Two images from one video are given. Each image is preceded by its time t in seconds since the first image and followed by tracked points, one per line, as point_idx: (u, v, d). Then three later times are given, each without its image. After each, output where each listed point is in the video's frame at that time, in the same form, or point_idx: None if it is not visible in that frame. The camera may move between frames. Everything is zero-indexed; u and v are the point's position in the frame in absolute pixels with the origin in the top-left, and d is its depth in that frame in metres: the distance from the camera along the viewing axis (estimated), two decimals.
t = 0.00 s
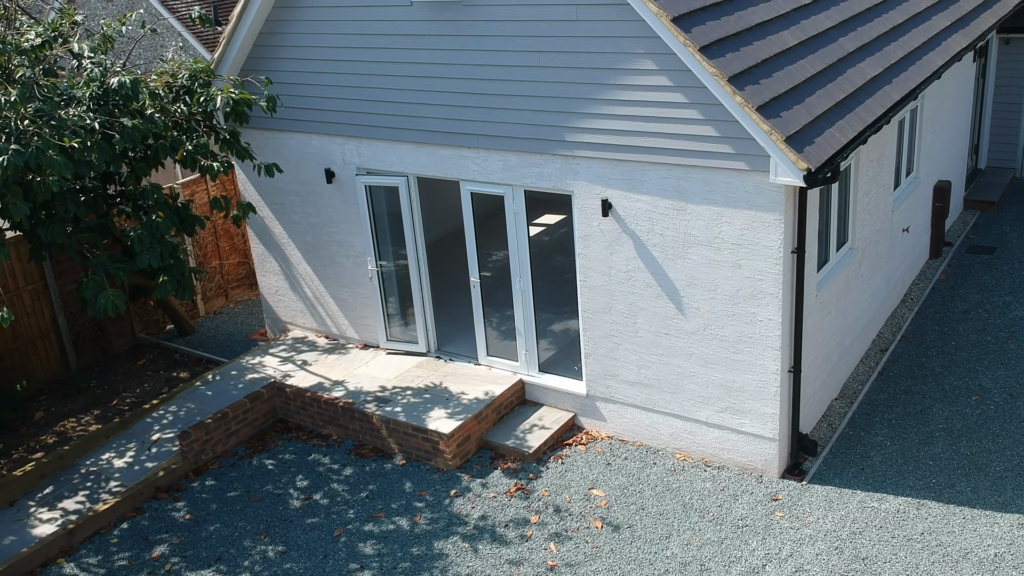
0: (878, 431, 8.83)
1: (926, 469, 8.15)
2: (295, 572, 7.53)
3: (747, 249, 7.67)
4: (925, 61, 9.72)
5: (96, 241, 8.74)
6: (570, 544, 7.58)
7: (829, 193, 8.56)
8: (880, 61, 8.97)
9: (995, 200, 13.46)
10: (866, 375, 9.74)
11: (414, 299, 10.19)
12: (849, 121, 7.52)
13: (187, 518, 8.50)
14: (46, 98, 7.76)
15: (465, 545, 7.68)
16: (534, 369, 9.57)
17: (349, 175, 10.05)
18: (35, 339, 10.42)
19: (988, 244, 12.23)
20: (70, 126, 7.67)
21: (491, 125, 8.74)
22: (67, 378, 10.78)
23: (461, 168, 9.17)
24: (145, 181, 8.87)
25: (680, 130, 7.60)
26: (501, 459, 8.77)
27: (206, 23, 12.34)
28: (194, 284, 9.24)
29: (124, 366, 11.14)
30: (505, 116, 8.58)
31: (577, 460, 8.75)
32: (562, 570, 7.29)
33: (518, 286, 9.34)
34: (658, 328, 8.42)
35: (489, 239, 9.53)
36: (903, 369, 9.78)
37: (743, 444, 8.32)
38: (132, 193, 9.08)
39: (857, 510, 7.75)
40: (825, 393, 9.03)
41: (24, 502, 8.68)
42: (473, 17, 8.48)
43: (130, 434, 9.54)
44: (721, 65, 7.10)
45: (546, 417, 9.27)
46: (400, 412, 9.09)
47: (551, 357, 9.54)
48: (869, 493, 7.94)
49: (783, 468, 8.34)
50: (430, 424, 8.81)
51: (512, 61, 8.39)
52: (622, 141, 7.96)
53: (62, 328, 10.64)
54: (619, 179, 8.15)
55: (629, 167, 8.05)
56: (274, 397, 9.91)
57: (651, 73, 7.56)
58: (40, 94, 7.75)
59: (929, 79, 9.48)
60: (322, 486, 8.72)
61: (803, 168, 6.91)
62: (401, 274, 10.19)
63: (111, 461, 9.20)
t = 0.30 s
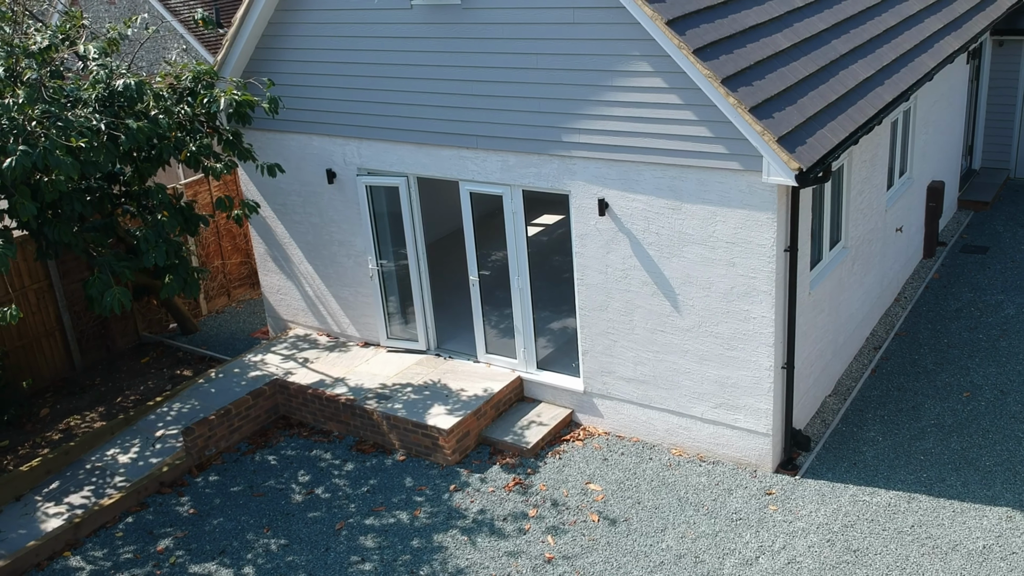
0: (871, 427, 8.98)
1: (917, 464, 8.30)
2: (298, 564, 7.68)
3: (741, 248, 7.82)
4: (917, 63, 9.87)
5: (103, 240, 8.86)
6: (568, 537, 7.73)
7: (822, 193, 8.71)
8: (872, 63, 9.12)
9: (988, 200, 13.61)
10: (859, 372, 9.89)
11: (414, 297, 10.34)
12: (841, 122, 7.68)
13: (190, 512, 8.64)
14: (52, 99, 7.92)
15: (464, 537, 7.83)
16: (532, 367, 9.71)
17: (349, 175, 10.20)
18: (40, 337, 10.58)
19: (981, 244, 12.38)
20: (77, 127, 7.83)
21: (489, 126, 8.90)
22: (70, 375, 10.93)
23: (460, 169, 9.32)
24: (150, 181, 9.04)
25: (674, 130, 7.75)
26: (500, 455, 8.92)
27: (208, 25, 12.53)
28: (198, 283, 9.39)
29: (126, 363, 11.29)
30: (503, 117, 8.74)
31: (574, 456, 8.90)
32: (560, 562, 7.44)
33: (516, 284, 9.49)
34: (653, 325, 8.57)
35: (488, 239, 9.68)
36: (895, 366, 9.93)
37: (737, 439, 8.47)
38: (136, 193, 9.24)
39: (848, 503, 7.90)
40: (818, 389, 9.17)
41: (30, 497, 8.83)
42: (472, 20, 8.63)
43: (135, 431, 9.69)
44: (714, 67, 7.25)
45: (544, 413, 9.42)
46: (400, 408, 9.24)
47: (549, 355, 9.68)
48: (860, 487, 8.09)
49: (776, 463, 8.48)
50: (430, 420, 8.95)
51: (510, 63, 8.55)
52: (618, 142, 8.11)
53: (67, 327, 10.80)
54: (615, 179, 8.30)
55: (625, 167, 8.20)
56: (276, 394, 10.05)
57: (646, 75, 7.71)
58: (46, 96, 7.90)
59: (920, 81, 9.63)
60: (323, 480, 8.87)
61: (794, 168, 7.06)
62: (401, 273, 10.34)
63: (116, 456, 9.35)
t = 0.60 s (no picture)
0: (863, 422, 9.13)
1: (907, 457, 8.45)
2: (300, 556, 7.84)
3: (734, 245, 7.98)
4: (909, 64, 10.03)
5: (109, 238, 9.02)
6: (564, 529, 7.88)
7: (814, 192, 8.87)
8: (864, 65, 9.29)
9: (982, 201, 13.77)
10: (852, 369, 10.04)
11: (414, 295, 10.50)
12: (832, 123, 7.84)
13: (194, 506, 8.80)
14: (60, 100, 8.08)
15: (463, 530, 7.99)
16: (530, 363, 9.87)
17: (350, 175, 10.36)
18: (45, 335, 10.74)
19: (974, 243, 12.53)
20: (84, 127, 7.99)
21: (487, 127, 9.06)
22: (74, 373, 11.09)
23: (459, 169, 9.49)
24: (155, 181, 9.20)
25: (669, 131, 7.91)
26: (498, 449, 9.08)
27: (212, 28, 12.73)
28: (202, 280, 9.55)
29: (129, 361, 11.45)
30: (501, 118, 8.90)
31: (571, 450, 9.05)
32: (556, 553, 7.60)
33: (515, 282, 9.64)
34: (649, 322, 8.73)
35: (487, 237, 9.85)
36: (888, 363, 10.08)
37: (731, 434, 8.63)
38: (141, 193, 9.40)
39: (840, 496, 8.05)
40: (812, 385, 9.33)
41: (37, 491, 8.99)
42: (472, 23, 8.80)
43: (139, 427, 9.85)
44: (707, 69, 7.41)
45: (541, 409, 9.57)
46: (401, 404, 9.39)
47: (546, 352, 9.84)
48: (852, 480, 8.24)
49: (770, 457, 8.63)
50: (430, 416, 9.10)
51: (507, 65, 8.71)
52: (614, 142, 8.28)
53: (72, 325, 10.96)
54: (611, 178, 8.46)
55: (620, 167, 8.36)
56: (278, 390, 10.21)
57: (641, 76, 7.87)
58: (54, 97, 8.05)
59: (912, 82, 9.80)
60: (325, 475, 9.02)
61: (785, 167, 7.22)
62: (401, 271, 10.50)
63: (120, 451, 9.50)
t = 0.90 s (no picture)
0: (852, 415, 9.31)
1: (895, 450, 8.63)
2: (300, 544, 8.02)
3: (724, 242, 8.17)
4: (898, 65, 10.23)
5: (113, 234, 9.21)
6: (559, 518, 8.07)
7: (804, 190, 9.06)
8: (853, 65, 9.48)
9: (973, 200, 13.96)
10: (842, 363, 10.22)
11: (412, 292, 10.69)
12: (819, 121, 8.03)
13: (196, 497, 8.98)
14: (66, 100, 8.28)
15: (460, 519, 8.18)
16: (526, 358, 10.06)
17: (350, 174, 10.55)
18: (50, 332, 10.93)
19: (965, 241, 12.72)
20: (90, 127, 8.20)
21: (484, 126, 9.25)
22: (77, 369, 11.28)
23: (456, 167, 9.68)
24: (157, 179, 9.39)
25: (661, 129, 8.10)
26: (495, 442, 9.26)
27: (214, 30, 12.94)
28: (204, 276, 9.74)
29: (132, 357, 11.64)
30: (498, 117, 9.10)
31: (566, 443, 9.23)
32: (551, 541, 7.78)
33: (511, 279, 9.81)
34: (642, 316, 8.92)
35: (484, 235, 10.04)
36: (878, 358, 10.27)
37: (723, 427, 8.81)
38: (144, 191, 9.59)
39: (828, 485, 8.25)
40: (802, 379, 9.51)
41: (43, 483, 9.18)
42: (469, 24, 8.99)
43: (143, 420, 10.03)
44: (698, 69, 7.61)
45: (537, 402, 9.76)
46: (399, 398, 9.57)
47: (542, 347, 10.02)
48: (840, 471, 8.43)
49: (760, 449, 8.82)
50: (428, 409, 9.29)
51: (504, 65, 8.91)
52: (607, 140, 8.47)
53: (76, 322, 11.15)
54: (605, 176, 8.65)
55: (614, 165, 8.56)
56: (279, 385, 10.39)
57: (634, 76, 8.06)
58: (61, 96, 8.25)
59: (900, 83, 9.99)
60: (324, 467, 9.20)
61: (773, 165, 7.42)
62: (400, 268, 10.69)
63: (124, 444, 9.69)
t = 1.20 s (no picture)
0: (842, 408, 9.48)
1: (883, 442, 8.80)
2: (300, 534, 8.20)
3: (715, 237, 8.35)
4: (887, 65, 10.41)
5: (116, 232, 9.37)
6: (553, 508, 8.24)
7: (793, 187, 9.24)
8: (843, 65, 9.66)
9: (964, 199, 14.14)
10: (833, 358, 10.39)
11: (410, 289, 10.87)
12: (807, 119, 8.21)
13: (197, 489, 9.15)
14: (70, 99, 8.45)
15: (456, 509, 8.35)
16: (522, 353, 10.23)
17: (349, 173, 10.72)
18: (53, 328, 11.10)
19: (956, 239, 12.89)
20: (93, 125, 8.37)
21: (481, 125, 9.43)
22: (80, 364, 11.45)
23: (453, 165, 9.85)
24: (159, 176, 9.56)
25: (652, 127, 8.28)
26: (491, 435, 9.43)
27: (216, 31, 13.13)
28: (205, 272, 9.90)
29: (134, 353, 11.81)
30: (494, 116, 9.28)
31: (561, 436, 9.40)
32: (545, 530, 7.96)
33: (506, 275, 9.97)
34: (635, 311, 9.09)
35: (480, 232, 10.21)
36: (868, 353, 10.44)
37: (714, 419, 8.98)
38: (146, 189, 9.75)
39: (817, 476, 8.41)
40: (793, 374, 9.68)
41: (46, 475, 9.34)
42: (465, 25, 9.17)
43: (145, 414, 10.19)
44: (688, 68, 7.80)
45: (533, 396, 9.93)
46: (396, 391, 9.74)
47: (538, 342, 10.19)
48: (829, 462, 8.60)
49: (750, 442, 8.98)
50: (425, 403, 9.46)
51: (500, 65, 9.09)
52: (600, 139, 8.65)
53: (79, 318, 11.32)
54: (599, 174, 8.83)
55: (607, 163, 8.74)
56: (279, 380, 10.56)
57: (627, 75, 8.24)
58: (65, 96, 8.43)
59: (890, 82, 10.18)
60: (323, 459, 9.37)
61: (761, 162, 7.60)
62: (398, 265, 10.87)
63: (127, 437, 9.85)
